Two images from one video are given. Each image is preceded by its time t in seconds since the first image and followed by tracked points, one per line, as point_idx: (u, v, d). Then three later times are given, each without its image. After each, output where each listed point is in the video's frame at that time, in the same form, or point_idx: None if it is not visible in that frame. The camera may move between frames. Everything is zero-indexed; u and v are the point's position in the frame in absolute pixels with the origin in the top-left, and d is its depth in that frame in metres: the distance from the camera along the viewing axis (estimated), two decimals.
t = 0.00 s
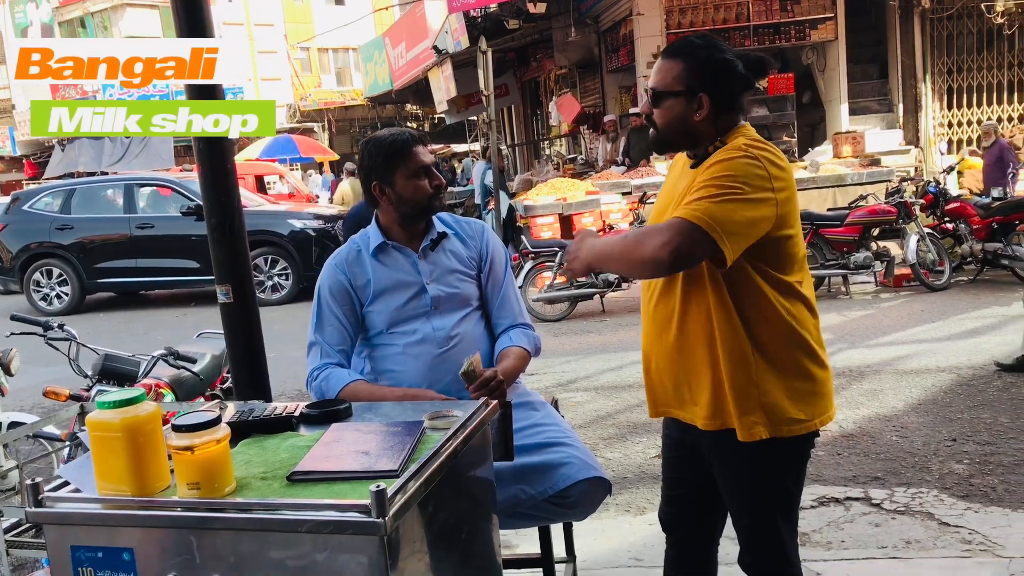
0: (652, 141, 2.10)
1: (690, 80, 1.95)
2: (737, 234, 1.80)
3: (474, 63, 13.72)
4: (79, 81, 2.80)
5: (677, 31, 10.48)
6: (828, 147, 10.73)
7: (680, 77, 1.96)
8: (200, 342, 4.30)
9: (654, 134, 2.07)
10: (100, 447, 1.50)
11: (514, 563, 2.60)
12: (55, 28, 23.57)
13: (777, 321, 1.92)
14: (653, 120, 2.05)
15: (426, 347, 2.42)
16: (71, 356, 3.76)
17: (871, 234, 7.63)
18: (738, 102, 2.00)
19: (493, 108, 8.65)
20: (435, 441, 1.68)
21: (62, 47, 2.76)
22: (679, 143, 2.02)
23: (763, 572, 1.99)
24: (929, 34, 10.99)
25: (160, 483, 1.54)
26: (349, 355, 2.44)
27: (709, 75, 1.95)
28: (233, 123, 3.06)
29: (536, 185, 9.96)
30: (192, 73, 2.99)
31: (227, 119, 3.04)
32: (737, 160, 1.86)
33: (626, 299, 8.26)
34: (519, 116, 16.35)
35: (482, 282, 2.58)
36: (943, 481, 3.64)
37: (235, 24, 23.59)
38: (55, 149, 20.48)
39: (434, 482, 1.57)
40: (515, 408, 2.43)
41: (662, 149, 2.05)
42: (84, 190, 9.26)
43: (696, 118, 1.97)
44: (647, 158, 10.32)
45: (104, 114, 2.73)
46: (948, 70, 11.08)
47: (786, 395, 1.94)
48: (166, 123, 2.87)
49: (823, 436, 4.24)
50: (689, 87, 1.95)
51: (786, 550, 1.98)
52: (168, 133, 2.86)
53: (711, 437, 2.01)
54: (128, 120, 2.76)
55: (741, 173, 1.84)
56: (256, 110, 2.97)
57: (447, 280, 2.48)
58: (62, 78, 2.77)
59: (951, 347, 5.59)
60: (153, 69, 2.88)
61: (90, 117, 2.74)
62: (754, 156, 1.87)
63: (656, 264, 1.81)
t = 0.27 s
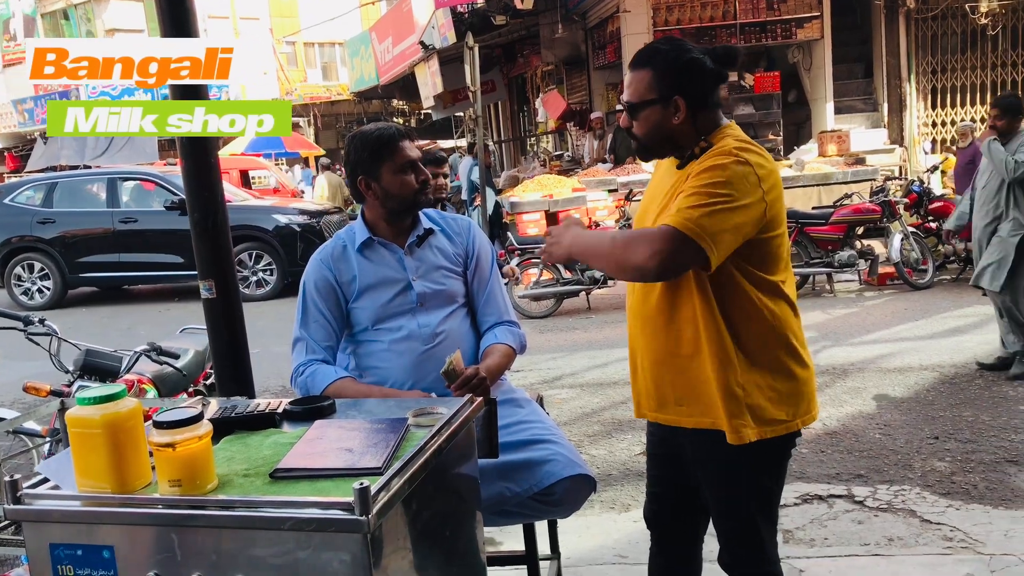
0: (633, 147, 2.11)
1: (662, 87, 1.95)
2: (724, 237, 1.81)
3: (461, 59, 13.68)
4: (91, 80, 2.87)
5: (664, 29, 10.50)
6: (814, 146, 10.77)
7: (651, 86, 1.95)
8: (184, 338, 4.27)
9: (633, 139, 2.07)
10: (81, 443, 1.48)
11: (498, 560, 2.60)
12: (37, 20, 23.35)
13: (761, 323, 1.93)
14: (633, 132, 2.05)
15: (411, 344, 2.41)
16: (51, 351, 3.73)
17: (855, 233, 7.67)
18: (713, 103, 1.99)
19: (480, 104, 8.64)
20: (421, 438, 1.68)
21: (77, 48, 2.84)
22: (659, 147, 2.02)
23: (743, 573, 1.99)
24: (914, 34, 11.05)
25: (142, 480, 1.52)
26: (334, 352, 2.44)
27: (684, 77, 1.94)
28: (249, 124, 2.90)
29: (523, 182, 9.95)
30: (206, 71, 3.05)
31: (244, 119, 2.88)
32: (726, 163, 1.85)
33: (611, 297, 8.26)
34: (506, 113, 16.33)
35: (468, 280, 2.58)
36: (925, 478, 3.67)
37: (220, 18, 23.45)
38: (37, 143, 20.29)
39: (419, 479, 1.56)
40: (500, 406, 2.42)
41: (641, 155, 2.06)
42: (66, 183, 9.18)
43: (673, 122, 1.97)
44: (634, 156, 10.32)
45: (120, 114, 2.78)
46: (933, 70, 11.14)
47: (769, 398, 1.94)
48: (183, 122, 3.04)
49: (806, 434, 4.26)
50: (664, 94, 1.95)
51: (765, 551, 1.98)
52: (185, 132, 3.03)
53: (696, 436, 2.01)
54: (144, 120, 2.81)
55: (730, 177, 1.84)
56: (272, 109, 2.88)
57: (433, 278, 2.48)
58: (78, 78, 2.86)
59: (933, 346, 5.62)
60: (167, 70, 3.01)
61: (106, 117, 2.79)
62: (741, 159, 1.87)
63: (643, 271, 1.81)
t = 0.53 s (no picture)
0: (633, 138, 2.11)
1: (668, 76, 1.95)
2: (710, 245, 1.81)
3: (456, 57, 13.67)
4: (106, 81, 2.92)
5: (659, 29, 10.51)
6: (808, 146, 10.80)
7: (658, 74, 1.96)
8: (178, 336, 4.26)
9: (635, 131, 2.08)
10: (75, 441, 1.47)
11: (492, 559, 2.60)
12: (31, 17, 23.27)
13: (752, 325, 1.93)
14: (633, 119, 2.06)
15: (406, 343, 2.41)
16: (45, 349, 3.71)
17: (849, 233, 7.69)
18: (716, 101, 1.99)
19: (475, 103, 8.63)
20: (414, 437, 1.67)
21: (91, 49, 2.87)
22: (657, 137, 2.02)
23: (732, 573, 2.00)
24: (908, 34, 11.08)
25: (136, 478, 1.51)
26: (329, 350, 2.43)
27: (689, 71, 1.95)
28: (262, 124, 2.96)
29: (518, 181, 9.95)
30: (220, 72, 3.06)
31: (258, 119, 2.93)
32: (717, 166, 1.85)
33: (606, 296, 8.27)
34: (501, 112, 16.33)
35: (463, 279, 2.58)
36: (919, 478, 3.68)
37: (214, 15, 23.38)
38: (31, 140, 20.23)
39: (413, 478, 1.56)
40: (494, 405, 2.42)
41: (642, 145, 2.06)
42: (60, 181, 9.15)
43: (675, 115, 1.98)
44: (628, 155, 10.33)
45: (134, 114, 2.83)
46: (927, 70, 11.17)
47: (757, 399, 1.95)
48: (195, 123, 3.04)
49: (800, 434, 4.27)
50: (668, 83, 1.96)
51: (753, 552, 1.99)
52: (197, 133, 3.03)
53: (684, 437, 2.02)
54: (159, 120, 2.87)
55: (721, 180, 1.84)
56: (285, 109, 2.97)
57: (428, 276, 2.48)
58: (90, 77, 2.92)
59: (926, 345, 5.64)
60: (180, 70, 3.00)
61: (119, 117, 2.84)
62: (730, 163, 1.87)
63: (628, 274, 1.84)
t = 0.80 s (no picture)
0: (631, 141, 2.12)
1: (664, 77, 1.96)
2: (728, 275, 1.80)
3: (456, 57, 13.67)
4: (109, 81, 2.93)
5: (659, 28, 10.51)
6: (808, 146, 10.80)
7: (654, 75, 1.96)
8: (178, 336, 4.26)
9: (633, 132, 2.08)
10: (77, 440, 1.48)
11: (492, 558, 2.60)
12: (31, 17, 23.28)
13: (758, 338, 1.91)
14: (633, 120, 2.06)
15: (406, 343, 2.41)
16: (45, 348, 3.72)
17: (849, 233, 7.69)
18: (714, 101, 2.00)
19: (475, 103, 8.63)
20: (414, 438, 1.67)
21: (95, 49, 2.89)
22: (656, 138, 2.03)
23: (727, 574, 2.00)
24: (908, 34, 11.07)
25: (138, 477, 1.52)
26: (330, 350, 2.44)
27: (686, 71, 1.95)
28: (269, 124, 3.03)
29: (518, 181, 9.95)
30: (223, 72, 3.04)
31: (264, 119, 3.00)
32: (718, 185, 1.80)
33: (606, 296, 8.27)
34: (501, 111, 16.33)
35: (463, 279, 2.58)
36: (918, 478, 3.68)
37: (215, 15, 23.37)
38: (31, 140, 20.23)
39: (413, 477, 1.56)
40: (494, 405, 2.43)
41: (640, 147, 2.07)
42: (60, 180, 9.15)
43: (673, 114, 1.98)
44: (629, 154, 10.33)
45: (142, 114, 2.94)
46: (927, 70, 11.17)
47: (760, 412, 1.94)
48: (203, 122, 3.05)
49: (800, 434, 4.27)
50: (665, 83, 1.96)
51: (751, 555, 2.00)
52: (205, 132, 3.05)
53: (682, 438, 2.02)
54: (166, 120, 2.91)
55: (723, 200, 1.80)
56: (293, 109, 3.04)
57: (428, 277, 2.48)
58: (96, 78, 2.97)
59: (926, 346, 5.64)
60: (185, 70, 2.99)
61: (127, 117, 2.93)
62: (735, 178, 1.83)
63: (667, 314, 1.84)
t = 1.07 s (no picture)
0: (633, 139, 2.12)
1: (665, 76, 1.96)
2: (772, 274, 1.83)
3: (457, 56, 13.67)
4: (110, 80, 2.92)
5: (661, 27, 10.51)
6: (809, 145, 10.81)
7: (654, 74, 1.97)
8: (180, 335, 4.27)
9: (633, 132, 2.09)
10: (78, 439, 1.48)
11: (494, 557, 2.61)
12: (33, 17, 23.29)
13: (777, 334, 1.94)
14: (634, 119, 2.06)
15: (407, 341, 2.41)
16: (47, 348, 3.72)
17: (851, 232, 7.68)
18: (714, 99, 1.99)
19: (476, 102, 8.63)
20: (416, 435, 1.66)
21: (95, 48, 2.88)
22: (657, 137, 2.03)
23: (727, 572, 2.01)
24: (910, 33, 11.06)
25: (140, 476, 1.52)
26: (331, 349, 2.44)
27: (688, 69, 1.95)
28: (269, 124, 2.96)
29: (519, 180, 9.96)
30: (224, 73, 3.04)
31: (264, 119, 2.92)
32: (736, 183, 1.82)
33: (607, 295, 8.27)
34: (502, 111, 16.34)
35: (463, 277, 2.58)
36: (920, 476, 3.68)
37: (216, 15, 23.37)
38: (34, 140, 20.25)
39: (415, 475, 1.56)
40: (496, 402, 2.43)
41: (643, 146, 2.07)
42: (62, 180, 9.16)
43: (673, 113, 1.98)
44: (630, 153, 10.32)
45: (140, 115, 2.88)
46: (929, 69, 11.17)
47: (781, 403, 1.94)
48: (202, 123, 3.06)
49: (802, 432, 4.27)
50: (665, 82, 1.96)
51: (752, 553, 2.00)
52: (205, 133, 3.06)
53: (682, 436, 2.02)
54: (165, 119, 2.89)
55: (743, 198, 1.82)
56: (293, 109, 2.97)
57: (428, 275, 2.48)
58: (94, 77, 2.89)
59: (928, 344, 5.64)
60: (185, 70, 3.00)
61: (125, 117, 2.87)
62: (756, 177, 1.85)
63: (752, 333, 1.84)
